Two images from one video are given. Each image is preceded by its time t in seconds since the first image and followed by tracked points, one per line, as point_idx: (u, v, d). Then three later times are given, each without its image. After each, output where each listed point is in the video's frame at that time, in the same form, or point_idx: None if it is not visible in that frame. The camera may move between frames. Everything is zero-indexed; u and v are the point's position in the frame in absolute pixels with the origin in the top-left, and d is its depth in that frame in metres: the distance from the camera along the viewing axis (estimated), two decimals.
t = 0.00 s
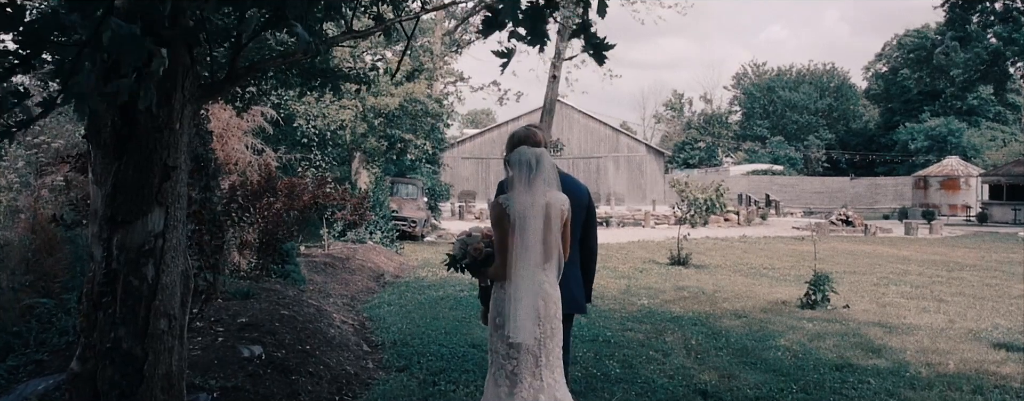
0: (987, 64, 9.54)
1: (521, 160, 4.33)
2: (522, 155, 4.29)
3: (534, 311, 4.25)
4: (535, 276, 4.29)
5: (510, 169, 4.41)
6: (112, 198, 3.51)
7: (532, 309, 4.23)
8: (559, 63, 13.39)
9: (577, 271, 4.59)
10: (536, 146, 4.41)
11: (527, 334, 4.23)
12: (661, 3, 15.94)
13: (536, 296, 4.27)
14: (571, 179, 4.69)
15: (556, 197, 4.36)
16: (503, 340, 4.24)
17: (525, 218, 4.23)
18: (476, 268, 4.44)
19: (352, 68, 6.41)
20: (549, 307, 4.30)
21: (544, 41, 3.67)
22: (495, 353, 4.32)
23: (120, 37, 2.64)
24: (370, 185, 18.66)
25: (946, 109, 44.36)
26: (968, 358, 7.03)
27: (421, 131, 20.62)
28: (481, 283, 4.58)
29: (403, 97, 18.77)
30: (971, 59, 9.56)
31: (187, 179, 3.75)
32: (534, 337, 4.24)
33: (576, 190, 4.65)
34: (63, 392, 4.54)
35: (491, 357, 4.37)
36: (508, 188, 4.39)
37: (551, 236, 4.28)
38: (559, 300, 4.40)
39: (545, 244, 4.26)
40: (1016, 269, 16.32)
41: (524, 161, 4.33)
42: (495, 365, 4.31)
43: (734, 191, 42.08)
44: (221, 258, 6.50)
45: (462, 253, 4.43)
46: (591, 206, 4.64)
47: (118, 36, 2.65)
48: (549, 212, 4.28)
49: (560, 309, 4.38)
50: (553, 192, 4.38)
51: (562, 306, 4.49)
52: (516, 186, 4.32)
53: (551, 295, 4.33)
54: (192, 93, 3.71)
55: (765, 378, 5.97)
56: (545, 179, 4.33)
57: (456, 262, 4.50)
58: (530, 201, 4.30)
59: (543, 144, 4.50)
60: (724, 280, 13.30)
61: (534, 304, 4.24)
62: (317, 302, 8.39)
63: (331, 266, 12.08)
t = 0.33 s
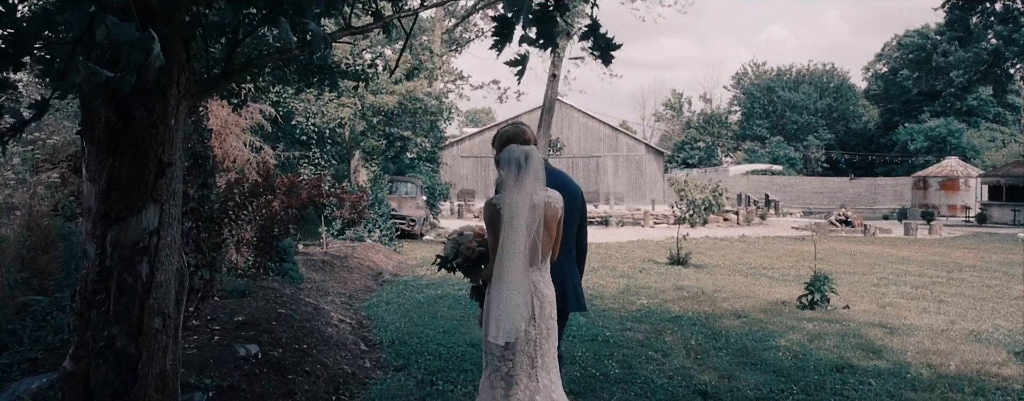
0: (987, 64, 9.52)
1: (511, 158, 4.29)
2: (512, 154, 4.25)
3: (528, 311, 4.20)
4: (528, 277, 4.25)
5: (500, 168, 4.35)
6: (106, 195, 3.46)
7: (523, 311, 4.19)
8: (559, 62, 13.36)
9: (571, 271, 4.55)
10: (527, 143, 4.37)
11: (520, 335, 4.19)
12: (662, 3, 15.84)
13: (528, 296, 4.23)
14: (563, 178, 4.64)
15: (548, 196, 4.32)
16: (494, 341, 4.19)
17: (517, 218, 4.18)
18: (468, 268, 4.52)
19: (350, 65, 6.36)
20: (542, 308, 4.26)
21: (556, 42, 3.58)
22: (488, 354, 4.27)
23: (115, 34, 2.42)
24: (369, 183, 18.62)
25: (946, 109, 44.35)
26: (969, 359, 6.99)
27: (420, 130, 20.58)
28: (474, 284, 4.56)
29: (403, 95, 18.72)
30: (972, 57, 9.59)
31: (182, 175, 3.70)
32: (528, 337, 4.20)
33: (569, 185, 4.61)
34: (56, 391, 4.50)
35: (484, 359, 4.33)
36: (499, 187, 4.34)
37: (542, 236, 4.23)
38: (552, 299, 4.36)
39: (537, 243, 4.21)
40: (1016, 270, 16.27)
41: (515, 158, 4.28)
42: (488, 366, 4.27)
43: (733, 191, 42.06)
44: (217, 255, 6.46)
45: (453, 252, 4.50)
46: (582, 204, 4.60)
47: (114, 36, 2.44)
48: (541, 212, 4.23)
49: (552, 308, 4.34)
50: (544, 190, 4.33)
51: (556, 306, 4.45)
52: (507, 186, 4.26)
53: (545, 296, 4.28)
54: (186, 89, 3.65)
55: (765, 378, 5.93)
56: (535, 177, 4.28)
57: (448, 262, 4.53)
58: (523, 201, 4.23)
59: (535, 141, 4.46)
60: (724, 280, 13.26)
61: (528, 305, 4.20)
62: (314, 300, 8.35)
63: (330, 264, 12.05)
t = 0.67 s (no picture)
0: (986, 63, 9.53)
1: (504, 157, 4.22)
2: (503, 152, 4.18)
3: (525, 314, 4.14)
4: (525, 278, 4.18)
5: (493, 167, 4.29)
6: (103, 194, 3.40)
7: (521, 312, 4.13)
8: (559, 60, 13.30)
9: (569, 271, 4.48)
10: (519, 140, 4.28)
11: (518, 338, 4.12)
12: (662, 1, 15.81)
13: (525, 298, 4.17)
14: (561, 176, 4.57)
15: (545, 195, 4.25)
16: (491, 345, 4.12)
17: (511, 218, 4.12)
18: (467, 269, 4.49)
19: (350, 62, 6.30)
20: (541, 309, 4.20)
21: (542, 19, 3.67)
22: (485, 358, 4.20)
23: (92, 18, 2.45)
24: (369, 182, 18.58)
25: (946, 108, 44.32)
26: (975, 359, 6.94)
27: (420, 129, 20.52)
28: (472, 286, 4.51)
29: (403, 93, 18.66)
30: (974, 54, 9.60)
31: (179, 174, 3.64)
32: (526, 341, 4.14)
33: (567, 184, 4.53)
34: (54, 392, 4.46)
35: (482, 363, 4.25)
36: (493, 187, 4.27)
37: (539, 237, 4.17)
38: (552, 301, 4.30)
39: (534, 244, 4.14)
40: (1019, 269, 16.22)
41: (508, 157, 4.21)
42: (486, 370, 4.20)
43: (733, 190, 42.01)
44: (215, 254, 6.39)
45: (450, 255, 4.50)
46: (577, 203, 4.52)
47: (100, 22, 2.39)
48: (537, 212, 4.17)
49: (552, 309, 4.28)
50: (540, 189, 4.26)
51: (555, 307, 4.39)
52: (502, 186, 4.20)
53: (542, 297, 4.21)
54: (184, 87, 3.59)
55: (769, 379, 5.89)
56: (529, 176, 4.20)
57: (445, 263, 4.51)
58: (517, 201, 4.17)
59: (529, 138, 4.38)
60: (725, 279, 13.21)
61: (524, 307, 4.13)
62: (314, 300, 8.28)
63: (329, 263, 11.99)
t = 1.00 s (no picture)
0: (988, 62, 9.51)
1: (495, 157, 4.08)
2: (493, 154, 4.05)
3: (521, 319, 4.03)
4: (520, 282, 4.08)
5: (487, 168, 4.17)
6: (102, 193, 3.36)
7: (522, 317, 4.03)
8: (560, 59, 13.26)
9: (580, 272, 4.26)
10: (513, 138, 4.12)
11: (513, 343, 4.04)
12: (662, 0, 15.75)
13: (522, 302, 4.07)
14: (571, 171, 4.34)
15: (544, 195, 4.08)
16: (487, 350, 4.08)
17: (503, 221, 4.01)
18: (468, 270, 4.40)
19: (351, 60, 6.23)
20: (540, 314, 4.07)
21: (568, 19, 3.57)
22: (486, 361, 4.17)
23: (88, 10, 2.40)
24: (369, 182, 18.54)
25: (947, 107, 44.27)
26: (979, 359, 6.90)
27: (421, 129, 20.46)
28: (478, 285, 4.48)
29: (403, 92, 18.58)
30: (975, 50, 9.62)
31: (178, 173, 3.59)
32: (526, 346, 4.05)
33: (575, 181, 4.27)
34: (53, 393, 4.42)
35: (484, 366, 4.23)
36: (489, 189, 4.15)
37: (538, 239, 4.03)
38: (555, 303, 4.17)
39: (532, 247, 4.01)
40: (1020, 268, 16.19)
41: (501, 158, 4.07)
42: (486, 374, 4.18)
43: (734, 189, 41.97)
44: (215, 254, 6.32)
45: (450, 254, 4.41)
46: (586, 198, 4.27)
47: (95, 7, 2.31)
48: (532, 213, 4.01)
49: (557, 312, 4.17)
50: (539, 188, 4.10)
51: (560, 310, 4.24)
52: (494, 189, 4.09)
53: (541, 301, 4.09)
54: (181, 85, 3.52)
55: (774, 379, 5.84)
56: (522, 177, 4.04)
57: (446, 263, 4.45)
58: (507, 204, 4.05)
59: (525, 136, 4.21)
60: (727, 278, 13.16)
61: (519, 313, 4.03)
62: (315, 300, 8.23)
63: (330, 263, 11.95)
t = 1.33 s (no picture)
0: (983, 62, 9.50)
1: (493, 158, 3.97)
2: (491, 157, 3.94)
3: (525, 323, 3.95)
4: (523, 286, 4.00)
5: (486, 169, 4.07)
6: (96, 193, 3.31)
7: (524, 320, 3.97)
8: (557, 58, 13.22)
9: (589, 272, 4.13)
10: (512, 139, 3.98)
11: (516, 349, 3.95)
12: None
13: (526, 307, 3.98)
14: (580, 170, 4.20)
15: (547, 197, 3.95)
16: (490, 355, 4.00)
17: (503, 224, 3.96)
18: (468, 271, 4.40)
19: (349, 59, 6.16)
20: (543, 318, 3.98)
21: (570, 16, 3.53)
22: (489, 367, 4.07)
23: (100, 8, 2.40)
24: (366, 181, 18.48)
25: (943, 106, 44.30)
26: (979, 359, 6.87)
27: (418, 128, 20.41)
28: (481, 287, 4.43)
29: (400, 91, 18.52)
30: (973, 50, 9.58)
31: (174, 172, 3.52)
32: (529, 349, 3.95)
33: (588, 181, 4.16)
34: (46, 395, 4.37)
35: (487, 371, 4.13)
36: (489, 191, 4.08)
37: (539, 241, 3.92)
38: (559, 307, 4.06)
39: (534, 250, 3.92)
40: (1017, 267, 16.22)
41: (498, 159, 3.94)
42: (488, 379, 4.06)
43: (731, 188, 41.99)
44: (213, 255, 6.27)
45: (452, 255, 4.44)
46: (594, 199, 4.14)
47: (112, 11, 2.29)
48: (535, 216, 3.92)
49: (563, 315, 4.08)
50: (541, 189, 3.99)
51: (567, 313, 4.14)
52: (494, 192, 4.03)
53: (544, 305, 3.99)
54: (179, 84, 3.46)
55: (775, 379, 5.81)
56: (523, 179, 3.94)
57: (448, 265, 4.47)
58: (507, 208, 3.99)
59: (527, 136, 4.06)
60: (725, 278, 13.14)
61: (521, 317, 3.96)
62: (312, 301, 8.19)
63: (327, 263, 11.89)
